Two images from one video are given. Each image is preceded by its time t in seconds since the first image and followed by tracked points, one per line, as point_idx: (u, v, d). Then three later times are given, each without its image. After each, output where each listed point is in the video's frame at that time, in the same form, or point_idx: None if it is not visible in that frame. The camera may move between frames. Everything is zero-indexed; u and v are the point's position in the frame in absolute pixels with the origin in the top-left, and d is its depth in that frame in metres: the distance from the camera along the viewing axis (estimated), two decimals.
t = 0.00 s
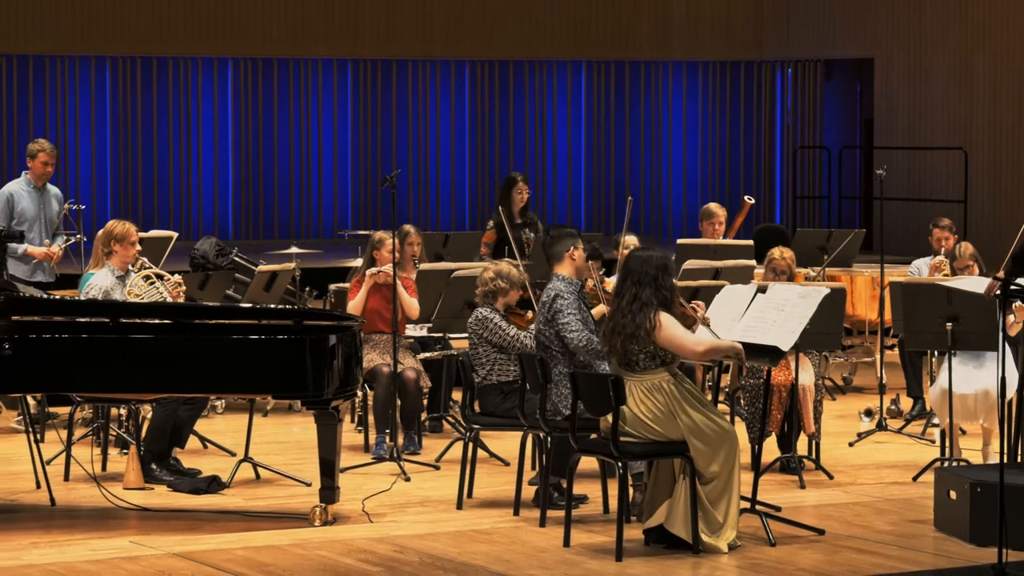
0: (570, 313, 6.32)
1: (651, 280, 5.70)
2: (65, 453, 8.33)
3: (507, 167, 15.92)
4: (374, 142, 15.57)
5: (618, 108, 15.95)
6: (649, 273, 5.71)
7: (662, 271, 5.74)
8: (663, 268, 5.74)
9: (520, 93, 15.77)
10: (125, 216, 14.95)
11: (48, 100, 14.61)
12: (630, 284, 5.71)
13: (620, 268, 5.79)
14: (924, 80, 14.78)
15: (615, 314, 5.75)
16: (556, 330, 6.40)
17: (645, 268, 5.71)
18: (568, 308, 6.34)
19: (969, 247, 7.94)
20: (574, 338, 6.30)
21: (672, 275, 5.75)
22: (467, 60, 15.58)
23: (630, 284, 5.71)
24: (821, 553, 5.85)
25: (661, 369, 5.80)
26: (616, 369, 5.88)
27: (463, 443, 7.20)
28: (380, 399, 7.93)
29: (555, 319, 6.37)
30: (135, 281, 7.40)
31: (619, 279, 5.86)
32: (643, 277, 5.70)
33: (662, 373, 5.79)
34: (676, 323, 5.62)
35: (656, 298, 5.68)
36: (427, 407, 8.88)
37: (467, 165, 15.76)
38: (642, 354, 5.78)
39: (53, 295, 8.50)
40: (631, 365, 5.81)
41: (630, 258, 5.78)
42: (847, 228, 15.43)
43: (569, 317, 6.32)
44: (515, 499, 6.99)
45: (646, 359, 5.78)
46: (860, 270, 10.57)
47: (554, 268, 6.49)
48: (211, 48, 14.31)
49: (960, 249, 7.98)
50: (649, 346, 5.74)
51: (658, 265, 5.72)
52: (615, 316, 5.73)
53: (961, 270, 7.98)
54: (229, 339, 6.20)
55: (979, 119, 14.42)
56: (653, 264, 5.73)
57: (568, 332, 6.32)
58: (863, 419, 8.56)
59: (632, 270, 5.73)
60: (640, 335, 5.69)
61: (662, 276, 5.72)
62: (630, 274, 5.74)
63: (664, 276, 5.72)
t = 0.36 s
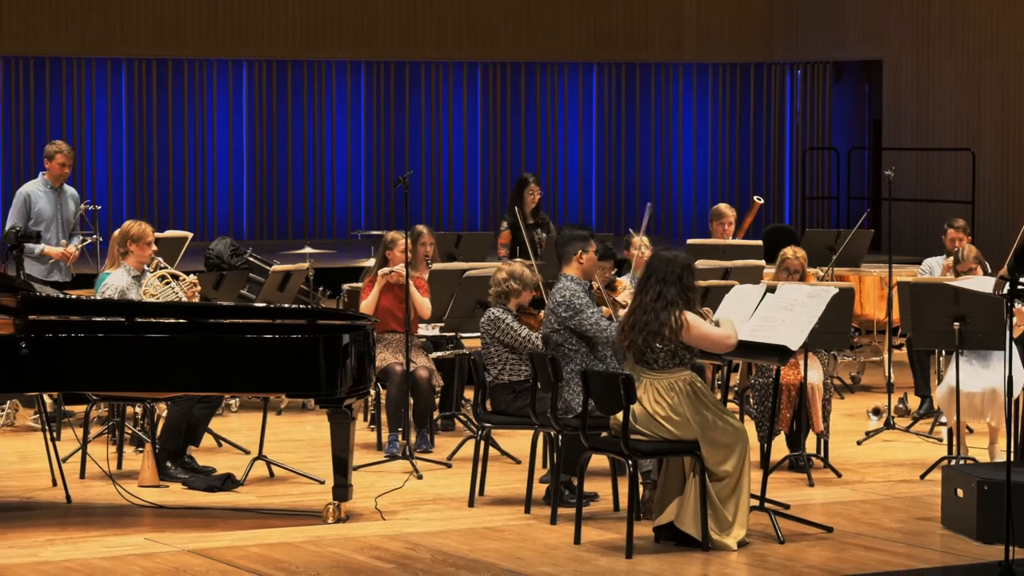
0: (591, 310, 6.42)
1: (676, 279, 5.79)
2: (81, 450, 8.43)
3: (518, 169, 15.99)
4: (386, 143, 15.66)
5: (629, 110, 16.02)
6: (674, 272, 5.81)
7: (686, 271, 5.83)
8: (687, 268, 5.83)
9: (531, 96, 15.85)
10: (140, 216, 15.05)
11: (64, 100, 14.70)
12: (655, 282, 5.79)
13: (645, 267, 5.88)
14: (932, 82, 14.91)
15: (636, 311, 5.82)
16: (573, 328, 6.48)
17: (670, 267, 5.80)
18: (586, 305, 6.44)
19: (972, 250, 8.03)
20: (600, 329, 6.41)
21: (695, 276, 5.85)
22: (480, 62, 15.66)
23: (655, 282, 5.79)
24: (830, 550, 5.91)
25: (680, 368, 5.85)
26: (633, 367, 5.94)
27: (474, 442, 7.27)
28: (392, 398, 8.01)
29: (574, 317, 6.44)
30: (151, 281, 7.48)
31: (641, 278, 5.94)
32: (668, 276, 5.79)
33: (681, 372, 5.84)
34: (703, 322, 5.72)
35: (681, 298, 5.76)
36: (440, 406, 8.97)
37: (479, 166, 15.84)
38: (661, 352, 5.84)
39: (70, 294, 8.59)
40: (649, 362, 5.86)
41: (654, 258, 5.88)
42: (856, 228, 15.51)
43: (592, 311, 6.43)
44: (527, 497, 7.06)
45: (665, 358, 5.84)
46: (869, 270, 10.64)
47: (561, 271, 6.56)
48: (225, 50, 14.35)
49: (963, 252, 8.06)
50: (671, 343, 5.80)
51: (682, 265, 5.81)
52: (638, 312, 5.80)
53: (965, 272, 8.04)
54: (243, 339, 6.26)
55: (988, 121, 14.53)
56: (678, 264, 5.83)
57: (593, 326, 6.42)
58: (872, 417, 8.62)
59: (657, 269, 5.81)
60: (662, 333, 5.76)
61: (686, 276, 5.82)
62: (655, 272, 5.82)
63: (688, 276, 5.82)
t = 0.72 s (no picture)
0: (595, 315, 6.51)
1: (683, 282, 5.83)
2: (92, 448, 8.52)
3: (526, 170, 16.08)
4: (395, 144, 15.75)
5: (636, 112, 16.12)
6: (682, 274, 5.84)
7: (694, 273, 5.87)
8: (695, 270, 5.86)
9: (538, 97, 15.95)
10: (151, 216, 15.17)
11: (77, 102, 14.79)
12: (662, 285, 5.84)
13: (654, 268, 5.92)
14: (935, 86, 15.00)
15: (644, 313, 5.88)
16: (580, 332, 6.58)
17: (678, 269, 5.84)
18: (592, 311, 6.53)
19: (980, 246, 8.08)
20: (602, 338, 6.50)
21: (703, 278, 5.88)
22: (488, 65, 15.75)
23: (663, 284, 5.84)
24: (833, 548, 5.98)
25: (687, 369, 5.92)
26: (640, 367, 6.01)
27: (482, 440, 7.34)
28: (400, 397, 8.10)
29: (579, 322, 6.54)
30: (162, 282, 7.57)
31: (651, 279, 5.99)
32: (675, 279, 5.83)
33: (687, 373, 5.91)
34: (706, 330, 5.76)
35: (688, 301, 5.81)
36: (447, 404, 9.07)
37: (487, 168, 15.93)
38: (668, 354, 5.91)
39: (82, 294, 8.69)
40: (656, 363, 5.94)
41: (663, 258, 5.91)
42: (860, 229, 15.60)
43: (595, 317, 6.51)
44: (533, 495, 7.14)
45: (671, 360, 5.92)
46: (872, 270, 10.73)
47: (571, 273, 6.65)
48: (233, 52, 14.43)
49: (971, 247, 8.12)
50: (676, 347, 5.87)
51: (690, 267, 5.85)
52: (645, 315, 5.86)
53: (972, 267, 8.12)
54: (253, 337, 6.33)
55: (991, 123, 14.62)
56: (686, 266, 5.86)
57: (596, 334, 6.51)
58: (874, 416, 8.70)
59: (666, 271, 5.86)
60: (668, 337, 5.83)
61: (693, 277, 5.85)
62: (663, 274, 5.86)
63: (695, 278, 5.85)
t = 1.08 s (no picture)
0: (589, 326, 6.52)
1: (686, 283, 5.88)
2: (104, 447, 8.58)
3: (533, 170, 16.13)
4: (403, 145, 15.82)
5: (643, 112, 16.18)
6: (684, 275, 5.89)
7: (697, 274, 5.91)
8: (698, 272, 5.90)
9: (546, 98, 16.01)
10: (161, 217, 15.24)
11: (88, 103, 14.88)
12: (665, 286, 5.90)
13: (658, 269, 5.97)
14: (940, 87, 15.05)
15: (648, 314, 5.95)
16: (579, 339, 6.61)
17: (680, 271, 5.89)
18: (588, 320, 6.53)
19: (992, 246, 8.17)
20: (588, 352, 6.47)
21: (706, 279, 5.91)
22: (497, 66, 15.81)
23: (665, 286, 5.90)
24: (839, 546, 6.03)
25: (692, 369, 5.99)
26: (645, 367, 6.08)
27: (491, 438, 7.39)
28: (409, 396, 8.16)
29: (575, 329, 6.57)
30: (175, 283, 7.63)
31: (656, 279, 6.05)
32: (678, 280, 5.89)
33: (690, 373, 5.97)
34: (704, 333, 5.77)
35: (689, 301, 5.84)
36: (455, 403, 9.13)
37: (495, 168, 15.99)
38: (670, 355, 5.98)
39: (93, 294, 8.76)
40: (659, 363, 6.01)
41: (667, 259, 5.96)
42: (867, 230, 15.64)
43: (587, 329, 6.51)
44: (541, 493, 7.19)
45: (672, 361, 5.99)
46: (878, 270, 10.79)
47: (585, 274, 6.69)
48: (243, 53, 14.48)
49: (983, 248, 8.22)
50: (677, 350, 5.95)
51: (693, 268, 5.89)
52: (648, 315, 5.93)
53: (983, 268, 8.19)
54: (263, 337, 6.37)
55: (996, 124, 14.67)
56: (689, 267, 5.90)
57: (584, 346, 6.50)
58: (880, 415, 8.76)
59: (668, 272, 5.91)
60: (668, 337, 5.89)
61: (696, 278, 5.89)
62: (665, 276, 5.92)
63: (698, 279, 5.89)
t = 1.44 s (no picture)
0: (596, 320, 6.57)
1: (691, 276, 5.95)
2: (115, 446, 8.65)
3: (542, 171, 16.18)
4: (412, 146, 15.88)
5: (651, 113, 16.23)
6: (688, 269, 5.96)
7: (701, 269, 5.99)
8: (701, 266, 5.99)
9: (554, 98, 16.07)
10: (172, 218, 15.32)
11: (101, 105, 14.97)
12: (670, 281, 5.95)
13: (660, 265, 6.03)
14: (947, 89, 15.11)
15: (655, 309, 5.99)
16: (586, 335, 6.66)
17: (684, 265, 5.95)
18: (595, 315, 6.59)
19: (1005, 244, 8.27)
20: (598, 347, 6.53)
21: (710, 273, 6.00)
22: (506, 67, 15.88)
23: (670, 280, 5.95)
24: (845, 544, 6.07)
25: (700, 363, 6.04)
26: (654, 362, 6.11)
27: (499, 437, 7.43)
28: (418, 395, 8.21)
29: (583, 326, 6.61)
30: (190, 284, 7.69)
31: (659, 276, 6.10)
32: (682, 274, 5.95)
33: (700, 367, 6.02)
34: (717, 320, 5.88)
35: (697, 294, 5.93)
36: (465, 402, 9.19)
37: (503, 169, 16.05)
38: (682, 348, 6.01)
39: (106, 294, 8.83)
40: (670, 357, 6.04)
41: (670, 256, 6.02)
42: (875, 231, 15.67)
43: (595, 324, 6.57)
44: (550, 492, 7.24)
45: (685, 353, 6.02)
46: (885, 270, 10.84)
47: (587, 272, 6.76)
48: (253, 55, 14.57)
49: (995, 246, 8.32)
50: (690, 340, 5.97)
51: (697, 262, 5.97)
52: (655, 310, 5.97)
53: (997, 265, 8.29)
54: (273, 335, 6.43)
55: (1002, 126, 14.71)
56: (692, 261, 5.98)
57: (593, 341, 6.56)
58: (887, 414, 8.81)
59: (672, 267, 5.97)
60: (680, 329, 5.93)
61: (700, 272, 5.97)
62: (669, 271, 5.98)
63: (702, 272, 5.97)
